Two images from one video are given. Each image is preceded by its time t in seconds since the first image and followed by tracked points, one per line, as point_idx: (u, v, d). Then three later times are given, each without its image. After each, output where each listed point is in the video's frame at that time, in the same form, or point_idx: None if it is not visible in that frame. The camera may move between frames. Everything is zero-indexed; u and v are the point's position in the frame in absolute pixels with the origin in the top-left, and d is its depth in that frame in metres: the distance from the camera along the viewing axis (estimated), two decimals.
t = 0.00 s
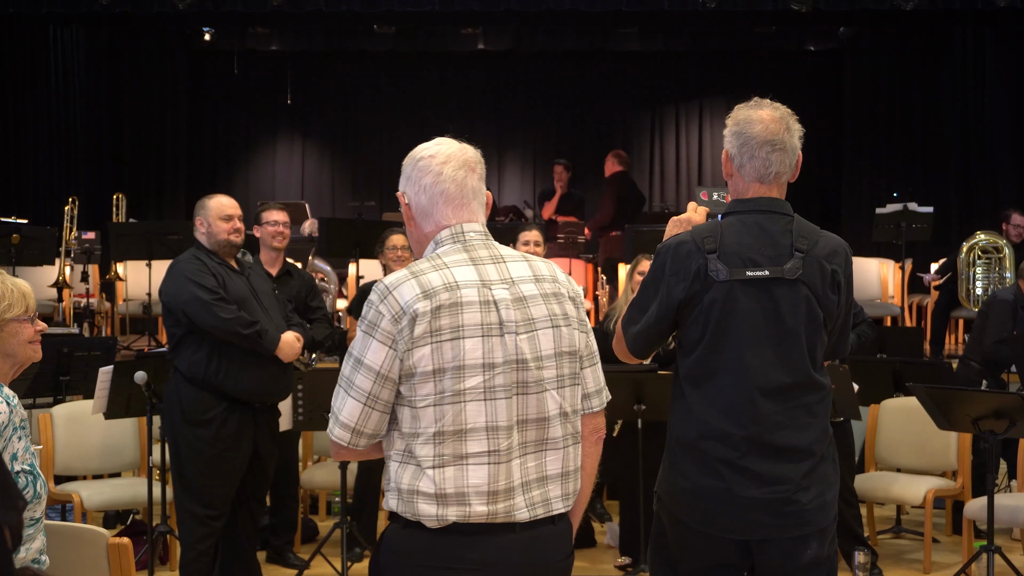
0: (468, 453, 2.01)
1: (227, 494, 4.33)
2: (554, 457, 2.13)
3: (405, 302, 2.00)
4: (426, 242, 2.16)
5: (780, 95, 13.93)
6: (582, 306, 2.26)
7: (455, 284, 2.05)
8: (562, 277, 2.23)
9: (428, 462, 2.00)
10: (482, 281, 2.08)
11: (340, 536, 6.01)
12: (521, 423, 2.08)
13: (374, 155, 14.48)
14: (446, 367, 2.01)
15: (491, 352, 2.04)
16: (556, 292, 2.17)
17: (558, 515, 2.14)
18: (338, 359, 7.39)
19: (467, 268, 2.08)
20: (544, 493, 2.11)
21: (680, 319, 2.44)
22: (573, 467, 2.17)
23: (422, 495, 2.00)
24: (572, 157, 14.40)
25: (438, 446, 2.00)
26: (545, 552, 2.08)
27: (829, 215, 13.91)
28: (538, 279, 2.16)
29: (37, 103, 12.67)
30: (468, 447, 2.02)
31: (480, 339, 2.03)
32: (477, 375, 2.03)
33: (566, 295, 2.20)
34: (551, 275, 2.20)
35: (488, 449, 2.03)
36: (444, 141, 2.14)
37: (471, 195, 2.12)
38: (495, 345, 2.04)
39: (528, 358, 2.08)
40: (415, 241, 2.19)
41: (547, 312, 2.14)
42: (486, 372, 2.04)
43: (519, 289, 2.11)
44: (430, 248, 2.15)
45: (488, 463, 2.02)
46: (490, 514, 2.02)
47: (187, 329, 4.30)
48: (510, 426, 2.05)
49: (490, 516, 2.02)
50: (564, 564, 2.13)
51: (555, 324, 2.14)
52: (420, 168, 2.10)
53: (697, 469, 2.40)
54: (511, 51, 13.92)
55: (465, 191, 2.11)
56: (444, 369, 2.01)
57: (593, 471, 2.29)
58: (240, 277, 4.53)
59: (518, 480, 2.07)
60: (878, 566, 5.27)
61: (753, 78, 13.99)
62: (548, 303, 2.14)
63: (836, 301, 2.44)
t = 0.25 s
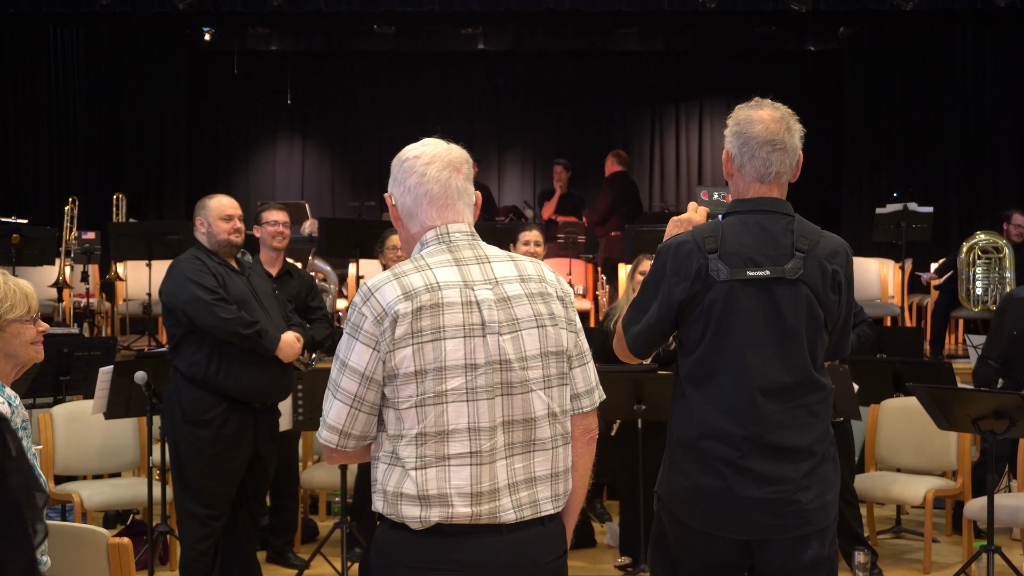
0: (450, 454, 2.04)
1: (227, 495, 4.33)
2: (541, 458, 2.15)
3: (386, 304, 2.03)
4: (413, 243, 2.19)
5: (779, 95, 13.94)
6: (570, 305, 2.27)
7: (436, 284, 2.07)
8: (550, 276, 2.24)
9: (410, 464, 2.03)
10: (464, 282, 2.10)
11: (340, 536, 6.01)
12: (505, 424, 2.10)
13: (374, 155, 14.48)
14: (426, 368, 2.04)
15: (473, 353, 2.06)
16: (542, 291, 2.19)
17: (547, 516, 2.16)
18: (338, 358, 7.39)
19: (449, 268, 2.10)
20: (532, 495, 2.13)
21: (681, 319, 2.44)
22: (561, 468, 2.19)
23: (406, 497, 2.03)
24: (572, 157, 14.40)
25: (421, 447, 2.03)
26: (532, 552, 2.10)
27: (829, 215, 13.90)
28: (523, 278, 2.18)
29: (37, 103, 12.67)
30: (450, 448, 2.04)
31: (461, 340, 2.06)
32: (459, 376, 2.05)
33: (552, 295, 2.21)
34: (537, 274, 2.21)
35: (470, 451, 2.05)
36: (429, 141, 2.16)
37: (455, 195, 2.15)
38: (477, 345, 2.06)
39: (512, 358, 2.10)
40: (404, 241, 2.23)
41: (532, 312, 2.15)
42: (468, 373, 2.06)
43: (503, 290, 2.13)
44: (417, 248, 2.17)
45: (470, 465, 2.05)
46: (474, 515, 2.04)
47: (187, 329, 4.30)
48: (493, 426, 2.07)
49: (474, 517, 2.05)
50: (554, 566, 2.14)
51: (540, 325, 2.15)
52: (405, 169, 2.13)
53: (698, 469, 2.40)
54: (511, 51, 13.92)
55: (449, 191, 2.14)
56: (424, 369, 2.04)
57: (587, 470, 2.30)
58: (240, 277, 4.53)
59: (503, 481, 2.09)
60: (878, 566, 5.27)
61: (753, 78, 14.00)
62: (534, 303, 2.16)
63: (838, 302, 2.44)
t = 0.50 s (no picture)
0: (444, 455, 2.04)
1: (227, 495, 4.33)
2: (535, 458, 2.15)
3: (379, 305, 2.03)
4: (407, 243, 2.20)
5: (780, 95, 13.94)
6: (564, 305, 2.27)
7: (429, 285, 2.07)
8: (543, 276, 2.24)
9: (404, 465, 2.03)
10: (457, 282, 2.10)
11: (339, 536, 6.01)
12: (499, 425, 2.10)
13: (374, 155, 14.48)
14: (419, 369, 2.04)
15: (466, 353, 2.07)
16: (535, 291, 2.19)
17: (542, 516, 2.16)
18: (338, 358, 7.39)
19: (442, 269, 2.10)
20: (527, 495, 2.13)
21: (682, 319, 2.44)
22: (555, 468, 2.19)
23: (400, 498, 2.03)
24: (572, 157, 14.40)
25: (414, 449, 2.03)
26: (527, 552, 2.10)
27: (829, 215, 13.90)
28: (517, 278, 2.18)
29: (37, 103, 12.67)
30: (444, 450, 2.04)
31: (454, 340, 2.06)
32: (452, 377, 2.05)
33: (546, 294, 2.20)
34: (530, 274, 2.21)
35: (464, 451, 2.05)
36: (422, 142, 2.17)
37: (447, 196, 2.15)
38: (470, 346, 2.06)
39: (505, 359, 2.10)
40: (397, 242, 2.23)
41: (525, 312, 2.15)
42: (461, 374, 2.06)
43: (495, 290, 2.13)
44: (410, 249, 2.17)
45: (464, 466, 2.05)
46: (469, 516, 2.05)
47: (187, 329, 4.30)
48: (486, 427, 2.07)
49: (469, 518, 2.05)
50: (549, 566, 2.14)
51: (533, 324, 2.15)
52: (397, 171, 2.14)
53: (699, 469, 2.40)
54: (512, 51, 13.92)
55: (440, 192, 2.14)
56: (417, 370, 2.04)
57: (582, 470, 2.30)
58: (240, 277, 4.53)
59: (497, 481, 2.09)
60: (878, 566, 5.26)
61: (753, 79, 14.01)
62: (527, 302, 2.16)
63: (839, 302, 2.44)
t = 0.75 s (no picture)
0: (442, 455, 2.04)
1: (227, 495, 4.33)
2: (533, 458, 2.15)
3: (376, 305, 2.03)
4: (404, 243, 2.20)
5: (780, 95, 13.94)
6: (561, 305, 2.27)
7: (427, 285, 2.07)
8: (540, 276, 2.24)
9: (402, 464, 2.03)
10: (455, 282, 2.10)
11: (339, 536, 6.01)
12: (496, 425, 2.10)
13: (374, 155, 14.47)
14: (417, 369, 2.04)
15: (464, 353, 2.07)
16: (532, 291, 2.19)
17: (539, 515, 2.16)
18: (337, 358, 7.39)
19: (440, 269, 2.10)
20: (525, 494, 2.13)
21: (683, 320, 2.44)
22: (553, 467, 2.19)
23: (398, 498, 2.03)
24: (571, 156, 14.40)
25: (412, 448, 2.03)
26: (525, 550, 2.10)
27: (829, 215, 13.89)
28: (514, 278, 2.18)
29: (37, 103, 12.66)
30: (442, 449, 2.04)
31: (452, 340, 2.06)
32: (451, 376, 2.05)
33: (543, 294, 2.21)
34: (528, 273, 2.21)
35: (462, 451, 2.05)
36: (420, 142, 2.17)
37: (444, 196, 2.15)
38: (468, 345, 2.07)
39: (502, 358, 2.10)
40: (395, 242, 2.23)
41: (523, 311, 2.15)
42: (459, 373, 2.06)
43: (493, 290, 2.13)
44: (407, 248, 2.17)
45: (462, 465, 2.05)
46: (467, 515, 2.05)
47: (187, 329, 4.30)
48: (484, 426, 2.07)
49: (467, 518, 2.05)
50: (547, 565, 2.14)
51: (531, 324, 2.15)
52: (395, 171, 2.14)
53: (699, 469, 2.40)
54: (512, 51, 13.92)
55: (437, 192, 2.14)
56: (415, 370, 2.04)
57: (580, 470, 2.30)
58: (240, 277, 4.53)
59: (495, 480, 2.08)
60: (879, 566, 5.26)
61: (753, 79, 14.00)
62: (524, 302, 2.16)
63: (840, 302, 2.44)
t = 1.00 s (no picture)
0: (442, 454, 2.04)
1: (227, 494, 4.33)
2: (533, 457, 2.15)
3: (378, 304, 2.03)
4: (406, 243, 2.20)
5: (780, 96, 13.94)
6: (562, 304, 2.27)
7: (428, 284, 2.07)
8: (541, 276, 2.24)
9: (402, 464, 2.03)
10: (456, 282, 2.10)
11: (339, 536, 6.01)
12: (497, 424, 2.10)
13: (374, 155, 14.47)
14: (418, 368, 2.04)
15: (465, 353, 2.07)
16: (533, 291, 2.19)
17: (539, 515, 2.16)
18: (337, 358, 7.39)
19: (441, 269, 2.10)
20: (525, 494, 2.12)
21: (683, 320, 2.44)
22: (554, 468, 2.19)
23: (398, 497, 2.03)
24: (571, 156, 14.40)
25: (412, 448, 2.03)
26: (525, 550, 2.10)
27: (829, 215, 13.90)
28: (515, 278, 2.18)
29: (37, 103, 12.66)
30: (443, 448, 2.04)
31: (453, 340, 2.06)
32: (452, 376, 2.05)
33: (544, 294, 2.20)
34: (529, 274, 2.21)
35: (463, 450, 2.05)
36: (422, 143, 2.17)
37: (445, 196, 2.15)
38: (468, 345, 2.06)
39: (503, 358, 2.10)
40: (396, 242, 2.23)
41: (524, 312, 2.15)
42: (459, 373, 2.06)
43: (494, 290, 2.13)
44: (408, 248, 2.17)
45: (462, 465, 2.05)
46: (467, 515, 2.04)
47: (187, 329, 4.29)
48: (485, 426, 2.07)
49: (466, 517, 2.05)
50: (546, 565, 2.14)
51: (531, 324, 2.15)
52: (397, 171, 2.14)
53: (700, 469, 2.40)
54: (512, 51, 13.92)
55: (439, 192, 2.14)
56: (416, 370, 2.04)
57: (580, 471, 2.29)
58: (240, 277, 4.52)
59: (495, 480, 2.08)
60: (879, 566, 5.26)
61: (753, 79, 14.01)
62: (525, 303, 2.16)
63: (840, 303, 2.44)
